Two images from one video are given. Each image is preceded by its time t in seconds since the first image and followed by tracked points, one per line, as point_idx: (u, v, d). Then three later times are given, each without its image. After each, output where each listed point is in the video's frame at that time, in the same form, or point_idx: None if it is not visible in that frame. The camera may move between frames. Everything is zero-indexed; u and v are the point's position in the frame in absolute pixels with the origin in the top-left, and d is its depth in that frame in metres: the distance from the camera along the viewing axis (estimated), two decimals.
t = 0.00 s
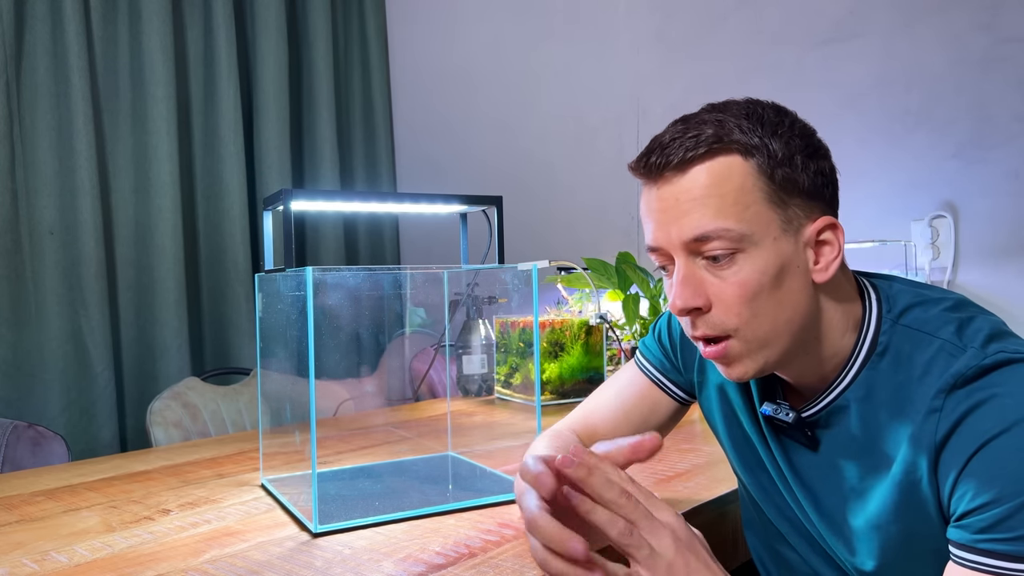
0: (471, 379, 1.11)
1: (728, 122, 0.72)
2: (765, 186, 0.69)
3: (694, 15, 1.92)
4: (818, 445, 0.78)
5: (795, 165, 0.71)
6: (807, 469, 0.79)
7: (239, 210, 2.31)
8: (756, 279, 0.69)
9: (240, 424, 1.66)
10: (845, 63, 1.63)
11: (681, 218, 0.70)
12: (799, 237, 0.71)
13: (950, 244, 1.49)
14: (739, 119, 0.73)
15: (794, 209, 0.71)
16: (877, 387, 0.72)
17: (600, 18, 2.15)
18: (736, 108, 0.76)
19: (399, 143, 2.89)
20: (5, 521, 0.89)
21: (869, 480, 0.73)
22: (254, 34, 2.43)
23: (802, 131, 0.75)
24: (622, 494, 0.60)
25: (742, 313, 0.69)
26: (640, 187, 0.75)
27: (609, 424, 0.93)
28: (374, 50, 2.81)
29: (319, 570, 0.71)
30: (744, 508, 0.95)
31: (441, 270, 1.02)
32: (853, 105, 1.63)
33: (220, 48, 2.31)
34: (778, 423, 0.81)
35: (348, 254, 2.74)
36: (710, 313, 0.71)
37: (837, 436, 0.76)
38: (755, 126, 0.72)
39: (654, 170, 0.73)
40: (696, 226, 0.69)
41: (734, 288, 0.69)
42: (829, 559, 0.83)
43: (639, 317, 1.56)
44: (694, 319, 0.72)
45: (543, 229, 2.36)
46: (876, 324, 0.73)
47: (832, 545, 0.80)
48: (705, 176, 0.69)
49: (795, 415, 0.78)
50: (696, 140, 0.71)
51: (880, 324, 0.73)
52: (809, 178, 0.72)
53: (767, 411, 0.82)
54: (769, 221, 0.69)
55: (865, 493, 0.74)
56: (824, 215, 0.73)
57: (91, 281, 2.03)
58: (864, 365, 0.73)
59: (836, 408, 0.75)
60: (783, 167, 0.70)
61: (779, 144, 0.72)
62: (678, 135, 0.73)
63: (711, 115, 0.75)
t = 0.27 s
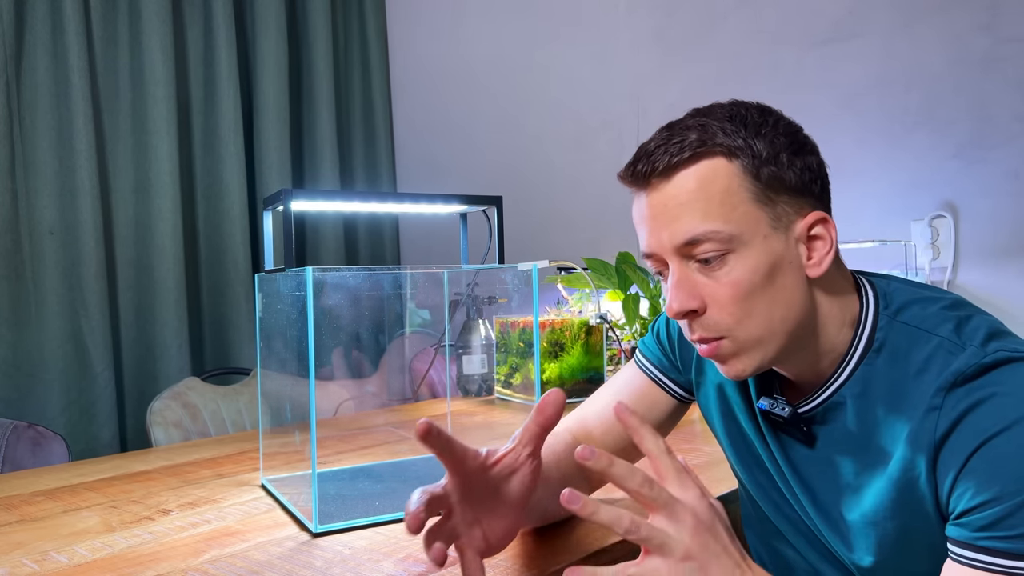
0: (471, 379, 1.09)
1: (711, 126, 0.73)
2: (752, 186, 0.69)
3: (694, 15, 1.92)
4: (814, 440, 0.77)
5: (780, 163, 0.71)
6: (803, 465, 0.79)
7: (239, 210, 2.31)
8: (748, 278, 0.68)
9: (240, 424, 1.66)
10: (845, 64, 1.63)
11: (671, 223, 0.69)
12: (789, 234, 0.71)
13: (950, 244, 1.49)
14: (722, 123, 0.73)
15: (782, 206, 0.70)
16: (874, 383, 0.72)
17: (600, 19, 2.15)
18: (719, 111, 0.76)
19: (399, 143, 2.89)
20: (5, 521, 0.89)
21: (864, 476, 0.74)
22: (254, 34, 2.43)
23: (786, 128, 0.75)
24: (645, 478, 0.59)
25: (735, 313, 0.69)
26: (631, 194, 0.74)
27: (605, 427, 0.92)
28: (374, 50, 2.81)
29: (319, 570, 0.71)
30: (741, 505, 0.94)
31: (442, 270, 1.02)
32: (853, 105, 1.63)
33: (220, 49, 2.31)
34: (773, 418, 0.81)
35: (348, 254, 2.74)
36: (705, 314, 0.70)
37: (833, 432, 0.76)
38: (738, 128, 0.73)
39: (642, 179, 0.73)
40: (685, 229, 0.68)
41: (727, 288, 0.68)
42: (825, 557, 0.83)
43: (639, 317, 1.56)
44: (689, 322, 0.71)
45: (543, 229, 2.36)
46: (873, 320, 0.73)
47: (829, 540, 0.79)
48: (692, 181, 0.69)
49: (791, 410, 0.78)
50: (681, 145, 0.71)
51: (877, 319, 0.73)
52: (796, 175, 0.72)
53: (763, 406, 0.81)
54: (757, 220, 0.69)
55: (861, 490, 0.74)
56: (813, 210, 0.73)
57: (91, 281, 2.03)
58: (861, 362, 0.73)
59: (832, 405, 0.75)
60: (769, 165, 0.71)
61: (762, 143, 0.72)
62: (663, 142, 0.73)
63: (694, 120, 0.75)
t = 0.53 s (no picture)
0: (471, 379, 1.11)
1: (681, 134, 0.75)
2: (725, 187, 0.70)
3: (694, 15, 1.92)
4: (812, 441, 0.78)
5: (753, 163, 0.72)
6: (803, 466, 0.79)
7: (239, 210, 2.31)
8: (732, 277, 0.69)
9: (240, 424, 1.66)
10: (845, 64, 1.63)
11: (650, 230, 0.71)
12: (770, 229, 0.71)
13: (950, 244, 1.49)
14: (693, 130, 0.76)
15: (760, 203, 0.71)
16: (872, 384, 0.72)
17: (599, 18, 2.15)
18: (692, 119, 0.78)
19: (399, 143, 2.89)
20: (5, 521, 0.89)
21: (864, 477, 0.74)
22: (254, 34, 2.43)
23: (761, 127, 0.76)
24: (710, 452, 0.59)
25: (723, 312, 0.70)
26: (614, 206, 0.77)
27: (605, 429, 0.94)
28: (374, 50, 2.81)
29: (319, 570, 0.71)
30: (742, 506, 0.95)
31: (441, 270, 1.02)
32: (853, 106, 1.63)
33: (220, 48, 2.31)
34: (772, 419, 0.81)
35: (348, 254, 2.74)
36: (693, 315, 0.71)
37: (831, 433, 0.76)
38: (708, 133, 0.75)
39: (619, 191, 0.75)
40: (664, 234, 0.70)
41: (712, 288, 0.69)
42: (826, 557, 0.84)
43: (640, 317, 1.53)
44: (680, 324, 0.72)
45: (543, 229, 2.36)
46: (870, 320, 0.73)
47: (829, 540, 0.80)
48: (665, 188, 0.71)
49: (788, 411, 0.79)
50: (655, 154, 0.73)
51: (874, 320, 0.73)
52: (771, 172, 0.72)
53: (761, 407, 0.82)
54: (734, 218, 0.70)
55: (861, 490, 0.74)
56: (794, 205, 0.73)
57: (91, 281, 2.03)
58: (859, 362, 0.72)
59: (830, 406, 0.75)
60: (742, 165, 0.71)
61: (733, 145, 0.73)
62: (638, 153, 0.75)
63: (667, 129, 0.77)
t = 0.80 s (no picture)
0: (471, 379, 1.10)
1: (682, 134, 0.74)
2: (719, 192, 0.70)
3: (694, 15, 1.92)
4: (816, 439, 0.78)
5: (752, 167, 0.71)
6: (806, 464, 0.79)
7: (239, 210, 2.31)
8: (720, 282, 0.70)
9: (240, 424, 1.66)
10: (845, 64, 1.63)
11: (644, 232, 0.73)
12: (764, 235, 0.71)
13: (950, 244, 1.49)
14: (694, 130, 0.74)
15: (755, 209, 0.71)
16: (875, 382, 0.72)
17: (599, 19, 2.15)
18: (696, 116, 0.77)
19: (399, 143, 2.88)
20: (5, 521, 0.89)
21: (865, 475, 0.73)
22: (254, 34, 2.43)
23: (768, 128, 0.74)
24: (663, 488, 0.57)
25: (711, 315, 0.71)
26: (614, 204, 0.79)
27: (612, 426, 0.92)
28: (375, 50, 2.81)
29: (319, 570, 0.71)
30: (743, 505, 0.94)
31: (441, 270, 1.02)
32: (853, 106, 1.63)
33: (220, 49, 2.31)
34: (776, 417, 0.81)
35: (348, 254, 2.74)
36: (684, 316, 0.73)
37: (835, 430, 0.76)
38: (709, 135, 0.73)
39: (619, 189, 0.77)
40: (657, 238, 0.72)
41: (700, 292, 0.71)
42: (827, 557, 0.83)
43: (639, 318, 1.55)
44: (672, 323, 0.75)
45: (543, 230, 2.36)
46: (876, 318, 0.73)
47: (831, 538, 0.79)
48: (659, 192, 0.72)
49: (792, 408, 0.78)
50: (653, 156, 0.73)
51: (880, 318, 0.73)
52: (770, 177, 0.71)
53: (765, 403, 0.82)
54: (726, 224, 0.70)
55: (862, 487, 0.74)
56: (793, 209, 0.72)
57: (91, 281, 2.03)
58: (863, 362, 0.72)
59: (835, 404, 0.75)
60: (740, 171, 0.71)
61: (733, 148, 0.72)
62: (637, 153, 0.75)
63: (670, 128, 0.76)
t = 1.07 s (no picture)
0: (471, 379, 1.12)
1: (694, 138, 0.74)
2: (729, 198, 0.70)
3: (694, 15, 1.92)
4: (823, 437, 0.77)
5: (764, 172, 0.71)
6: (811, 462, 0.79)
7: (239, 210, 2.31)
8: (727, 287, 0.71)
9: (240, 424, 1.66)
10: (845, 64, 1.63)
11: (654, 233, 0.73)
12: (773, 240, 0.71)
13: (950, 244, 1.49)
14: (707, 133, 0.74)
15: (765, 215, 0.71)
16: (882, 381, 0.71)
17: (600, 18, 2.15)
18: (708, 118, 0.76)
19: (399, 143, 2.88)
20: (5, 521, 0.89)
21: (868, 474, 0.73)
22: (254, 33, 2.43)
23: (780, 129, 0.74)
24: (583, 501, 0.65)
25: (718, 318, 0.72)
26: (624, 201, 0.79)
27: (610, 428, 0.91)
28: (375, 50, 2.81)
29: (319, 570, 0.71)
30: (747, 504, 0.94)
31: (442, 270, 1.03)
32: (853, 106, 1.63)
33: (220, 48, 2.31)
34: (785, 417, 0.81)
35: (348, 254, 2.75)
36: (691, 317, 0.74)
37: (841, 429, 0.76)
38: (721, 138, 0.73)
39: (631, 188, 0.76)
40: (666, 241, 0.72)
41: (707, 296, 0.72)
42: (828, 554, 0.83)
43: (640, 317, 1.53)
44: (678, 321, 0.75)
45: (543, 230, 2.36)
46: (884, 318, 0.73)
47: (835, 537, 0.79)
48: (669, 198, 0.72)
49: (801, 407, 0.78)
50: (664, 159, 0.73)
51: (888, 319, 0.73)
52: (782, 183, 0.71)
53: (774, 402, 0.82)
54: (735, 231, 0.70)
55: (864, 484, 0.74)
56: (804, 215, 0.72)
57: (91, 281, 2.03)
58: (871, 361, 0.72)
59: (842, 403, 0.74)
60: (752, 175, 0.71)
61: (745, 153, 0.72)
62: (647, 156, 0.75)
63: (682, 130, 0.76)
